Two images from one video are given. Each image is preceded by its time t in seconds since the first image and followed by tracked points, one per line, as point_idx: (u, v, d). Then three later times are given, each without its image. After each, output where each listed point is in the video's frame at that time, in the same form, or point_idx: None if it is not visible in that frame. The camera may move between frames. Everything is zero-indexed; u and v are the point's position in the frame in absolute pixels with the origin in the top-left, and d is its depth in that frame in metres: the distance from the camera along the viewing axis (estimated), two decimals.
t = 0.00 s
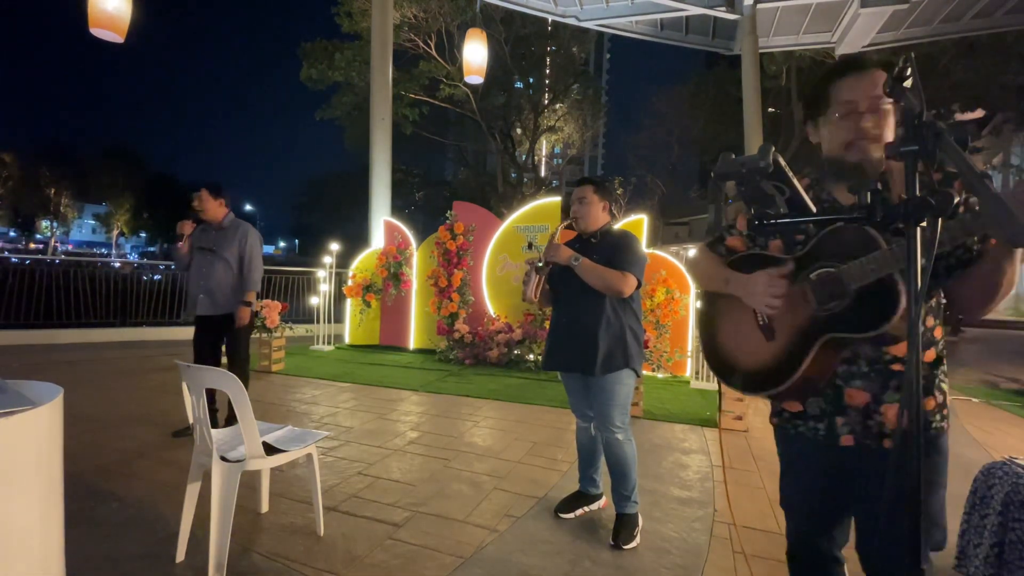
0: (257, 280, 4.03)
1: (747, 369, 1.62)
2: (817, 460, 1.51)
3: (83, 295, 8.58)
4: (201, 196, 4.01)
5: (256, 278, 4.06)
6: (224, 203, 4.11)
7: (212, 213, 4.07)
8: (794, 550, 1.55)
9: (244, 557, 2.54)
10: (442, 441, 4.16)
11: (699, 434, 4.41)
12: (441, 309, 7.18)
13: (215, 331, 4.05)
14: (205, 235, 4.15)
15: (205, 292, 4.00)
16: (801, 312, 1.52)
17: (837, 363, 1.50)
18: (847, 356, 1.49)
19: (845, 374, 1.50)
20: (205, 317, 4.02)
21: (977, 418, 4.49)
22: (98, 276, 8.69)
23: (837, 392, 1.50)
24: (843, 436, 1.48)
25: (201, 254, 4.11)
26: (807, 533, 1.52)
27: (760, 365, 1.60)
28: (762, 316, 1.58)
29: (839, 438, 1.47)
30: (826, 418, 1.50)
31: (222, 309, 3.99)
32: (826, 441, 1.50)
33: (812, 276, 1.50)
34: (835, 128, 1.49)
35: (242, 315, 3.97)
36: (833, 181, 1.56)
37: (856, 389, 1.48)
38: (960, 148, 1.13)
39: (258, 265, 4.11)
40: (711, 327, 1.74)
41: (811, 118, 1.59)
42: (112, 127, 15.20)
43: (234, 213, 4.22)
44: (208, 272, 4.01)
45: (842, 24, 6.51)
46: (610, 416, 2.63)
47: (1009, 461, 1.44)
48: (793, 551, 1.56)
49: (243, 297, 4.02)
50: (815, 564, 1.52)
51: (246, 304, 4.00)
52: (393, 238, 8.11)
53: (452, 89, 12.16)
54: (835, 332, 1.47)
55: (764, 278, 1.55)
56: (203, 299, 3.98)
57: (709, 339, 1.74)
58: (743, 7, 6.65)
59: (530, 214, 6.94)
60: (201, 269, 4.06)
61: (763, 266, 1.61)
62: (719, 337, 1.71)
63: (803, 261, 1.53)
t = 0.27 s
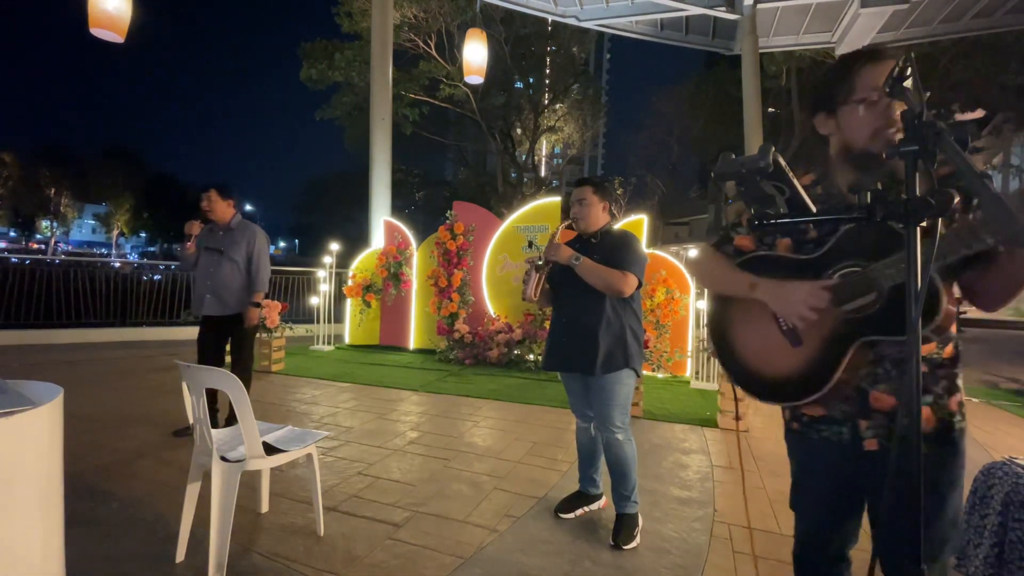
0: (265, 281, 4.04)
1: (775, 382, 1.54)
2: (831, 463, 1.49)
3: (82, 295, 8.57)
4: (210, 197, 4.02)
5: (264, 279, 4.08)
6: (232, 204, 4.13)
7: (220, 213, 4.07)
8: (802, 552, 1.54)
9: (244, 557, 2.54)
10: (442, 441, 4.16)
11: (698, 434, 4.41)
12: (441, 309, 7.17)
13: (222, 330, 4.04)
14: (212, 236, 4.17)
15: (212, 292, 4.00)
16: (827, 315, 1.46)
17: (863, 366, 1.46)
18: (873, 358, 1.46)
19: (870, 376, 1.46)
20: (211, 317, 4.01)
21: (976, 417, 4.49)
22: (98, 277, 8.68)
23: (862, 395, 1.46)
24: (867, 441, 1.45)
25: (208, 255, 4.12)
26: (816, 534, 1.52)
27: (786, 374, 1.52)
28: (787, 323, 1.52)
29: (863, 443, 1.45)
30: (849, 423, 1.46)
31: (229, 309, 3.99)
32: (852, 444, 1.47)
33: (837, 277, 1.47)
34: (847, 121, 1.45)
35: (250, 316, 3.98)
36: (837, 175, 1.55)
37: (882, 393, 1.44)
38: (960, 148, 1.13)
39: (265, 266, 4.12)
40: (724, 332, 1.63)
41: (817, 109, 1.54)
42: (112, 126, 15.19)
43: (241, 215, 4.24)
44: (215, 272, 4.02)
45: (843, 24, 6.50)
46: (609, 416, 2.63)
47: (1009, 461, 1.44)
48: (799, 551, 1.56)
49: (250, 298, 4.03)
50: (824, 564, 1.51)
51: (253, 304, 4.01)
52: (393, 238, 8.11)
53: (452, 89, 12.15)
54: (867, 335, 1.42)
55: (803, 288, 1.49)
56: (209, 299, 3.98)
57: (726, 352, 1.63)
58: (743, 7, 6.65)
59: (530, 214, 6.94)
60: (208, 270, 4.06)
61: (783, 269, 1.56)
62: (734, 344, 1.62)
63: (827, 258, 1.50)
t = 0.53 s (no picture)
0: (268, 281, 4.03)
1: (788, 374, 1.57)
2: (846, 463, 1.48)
3: (82, 295, 8.57)
4: (214, 198, 4.03)
5: (267, 279, 4.07)
6: (236, 205, 4.14)
7: (224, 214, 4.09)
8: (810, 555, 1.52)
9: (244, 557, 2.54)
10: (441, 441, 4.16)
11: (699, 434, 4.41)
12: (442, 309, 7.18)
13: (224, 331, 4.05)
14: (217, 237, 4.18)
15: (215, 292, 4.00)
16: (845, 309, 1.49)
17: (884, 362, 1.45)
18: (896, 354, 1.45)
19: (892, 373, 1.46)
20: (215, 317, 4.02)
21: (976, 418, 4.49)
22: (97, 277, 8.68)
23: (882, 392, 1.46)
24: (886, 440, 1.44)
25: (213, 255, 4.13)
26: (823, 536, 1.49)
27: (801, 370, 1.54)
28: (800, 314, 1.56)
29: (881, 443, 1.44)
30: (872, 422, 1.46)
31: (232, 310, 3.99)
32: (872, 446, 1.45)
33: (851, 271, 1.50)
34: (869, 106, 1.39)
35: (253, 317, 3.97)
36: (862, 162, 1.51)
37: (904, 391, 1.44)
38: (959, 148, 1.12)
39: (268, 267, 4.11)
40: (741, 329, 1.70)
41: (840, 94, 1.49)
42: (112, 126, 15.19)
43: (246, 216, 4.25)
44: (219, 272, 4.02)
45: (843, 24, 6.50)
46: (610, 416, 2.63)
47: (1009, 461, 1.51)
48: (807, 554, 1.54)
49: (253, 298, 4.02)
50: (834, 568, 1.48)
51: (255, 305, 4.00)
52: (393, 238, 8.11)
53: (452, 89, 12.16)
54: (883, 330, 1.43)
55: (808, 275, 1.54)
56: (213, 300, 3.98)
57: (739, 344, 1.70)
58: (743, 7, 6.65)
59: (530, 214, 6.94)
60: (213, 270, 4.08)
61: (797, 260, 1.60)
62: (750, 342, 1.68)
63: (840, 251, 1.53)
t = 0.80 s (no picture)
0: (267, 281, 4.02)
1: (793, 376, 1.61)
2: (852, 467, 1.44)
3: (82, 295, 8.57)
4: (217, 197, 4.04)
5: (267, 279, 4.06)
6: (239, 204, 4.14)
7: (227, 214, 4.10)
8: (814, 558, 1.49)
9: (244, 557, 2.54)
10: (441, 441, 4.16)
11: (698, 434, 4.41)
12: (442, 309, 7.18)
13: (224, 331, 4.05)
14: (219, 235, 4.19)
15: (216, 291, 4.01)
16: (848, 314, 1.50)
17: (892, 366, 1.43)
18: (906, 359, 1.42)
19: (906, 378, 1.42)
20: (215, 316, 4.03)
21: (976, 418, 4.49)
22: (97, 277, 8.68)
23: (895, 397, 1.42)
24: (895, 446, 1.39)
25: (214, 254, 4.14)
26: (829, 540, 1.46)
27: (808, 372, 1.57)
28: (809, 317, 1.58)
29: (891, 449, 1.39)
30: (884, 426, 1.41)
31: (231, 309, 3.99)
32: (881, 451, 1.40)
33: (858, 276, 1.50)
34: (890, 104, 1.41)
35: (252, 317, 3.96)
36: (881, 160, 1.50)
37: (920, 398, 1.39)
38: (960, 148, 1.11)
39: (268, 266, 4.10)
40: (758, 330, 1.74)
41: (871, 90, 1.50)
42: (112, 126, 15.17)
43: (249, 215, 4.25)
44: (219, 271, 4.03)
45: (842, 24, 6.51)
46: (610, 417, 2.63)
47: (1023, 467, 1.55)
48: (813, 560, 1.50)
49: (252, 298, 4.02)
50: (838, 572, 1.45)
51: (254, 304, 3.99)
52: (393, 238, 8.11)
53: (452, 89, 12.15)
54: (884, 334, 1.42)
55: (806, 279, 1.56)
56: (213, 298, 3.99)
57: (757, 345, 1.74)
58: (743, 7, 6.66)
59: (531, 215, 6.93)
60: (214, 269, 4.09)
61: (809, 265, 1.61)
62: (765, 343, 1.72)
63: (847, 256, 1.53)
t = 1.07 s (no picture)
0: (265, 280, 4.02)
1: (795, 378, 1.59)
2: (855, 470, 1.43)
3: (83, 295, 8.58)
4: (219, 197, 4.06)
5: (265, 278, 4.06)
6: (240, 204, 4.15)
7: (228, 214, 4.11)
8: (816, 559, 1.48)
9: (244, 557, 2.54)
10: (441, 441, 4.16)
11: (698, 434, 4.41)
12: (441, 309, 7.18)
13: (223, 331, 4.04)
14: (219, 235, 4.19)
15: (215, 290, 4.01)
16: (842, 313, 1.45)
17: (898, 370, 1.39)
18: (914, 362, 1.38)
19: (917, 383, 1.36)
20: (213, 315, 4.02)
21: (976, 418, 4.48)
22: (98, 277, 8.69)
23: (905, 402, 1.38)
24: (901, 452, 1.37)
25: (214, 253, 4.15)
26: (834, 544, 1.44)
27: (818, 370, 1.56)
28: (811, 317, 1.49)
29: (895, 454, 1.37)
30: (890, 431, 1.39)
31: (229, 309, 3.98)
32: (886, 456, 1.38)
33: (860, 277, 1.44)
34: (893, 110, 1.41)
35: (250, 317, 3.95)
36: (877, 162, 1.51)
37: (930, 403, 1.34)
38: (961, 149, 1.10)
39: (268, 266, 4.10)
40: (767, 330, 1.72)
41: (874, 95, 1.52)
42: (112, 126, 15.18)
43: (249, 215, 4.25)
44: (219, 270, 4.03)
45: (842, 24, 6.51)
46: (610, 416, 2.63)
47: None
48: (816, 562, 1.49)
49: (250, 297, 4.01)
50: None
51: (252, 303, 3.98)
52: (393, 238, 8.11)
53: (452, 89, 12.16)
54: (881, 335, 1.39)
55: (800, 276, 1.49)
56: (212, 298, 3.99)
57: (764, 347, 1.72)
58: (743, 7, 6.66)
59: (530, 214, 6.93)
60: (214, 267, 4.09)
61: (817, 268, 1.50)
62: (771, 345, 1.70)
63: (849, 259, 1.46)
